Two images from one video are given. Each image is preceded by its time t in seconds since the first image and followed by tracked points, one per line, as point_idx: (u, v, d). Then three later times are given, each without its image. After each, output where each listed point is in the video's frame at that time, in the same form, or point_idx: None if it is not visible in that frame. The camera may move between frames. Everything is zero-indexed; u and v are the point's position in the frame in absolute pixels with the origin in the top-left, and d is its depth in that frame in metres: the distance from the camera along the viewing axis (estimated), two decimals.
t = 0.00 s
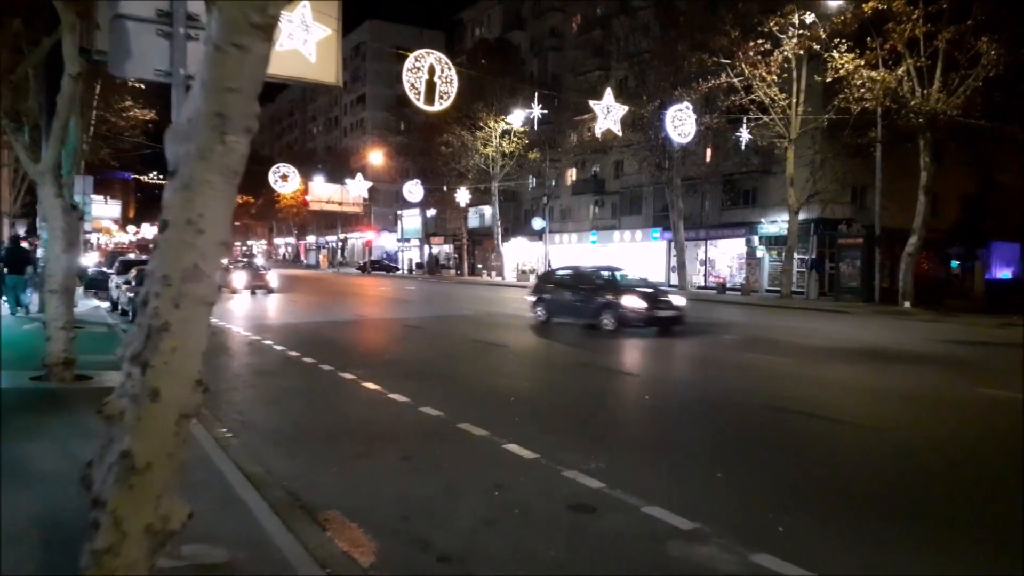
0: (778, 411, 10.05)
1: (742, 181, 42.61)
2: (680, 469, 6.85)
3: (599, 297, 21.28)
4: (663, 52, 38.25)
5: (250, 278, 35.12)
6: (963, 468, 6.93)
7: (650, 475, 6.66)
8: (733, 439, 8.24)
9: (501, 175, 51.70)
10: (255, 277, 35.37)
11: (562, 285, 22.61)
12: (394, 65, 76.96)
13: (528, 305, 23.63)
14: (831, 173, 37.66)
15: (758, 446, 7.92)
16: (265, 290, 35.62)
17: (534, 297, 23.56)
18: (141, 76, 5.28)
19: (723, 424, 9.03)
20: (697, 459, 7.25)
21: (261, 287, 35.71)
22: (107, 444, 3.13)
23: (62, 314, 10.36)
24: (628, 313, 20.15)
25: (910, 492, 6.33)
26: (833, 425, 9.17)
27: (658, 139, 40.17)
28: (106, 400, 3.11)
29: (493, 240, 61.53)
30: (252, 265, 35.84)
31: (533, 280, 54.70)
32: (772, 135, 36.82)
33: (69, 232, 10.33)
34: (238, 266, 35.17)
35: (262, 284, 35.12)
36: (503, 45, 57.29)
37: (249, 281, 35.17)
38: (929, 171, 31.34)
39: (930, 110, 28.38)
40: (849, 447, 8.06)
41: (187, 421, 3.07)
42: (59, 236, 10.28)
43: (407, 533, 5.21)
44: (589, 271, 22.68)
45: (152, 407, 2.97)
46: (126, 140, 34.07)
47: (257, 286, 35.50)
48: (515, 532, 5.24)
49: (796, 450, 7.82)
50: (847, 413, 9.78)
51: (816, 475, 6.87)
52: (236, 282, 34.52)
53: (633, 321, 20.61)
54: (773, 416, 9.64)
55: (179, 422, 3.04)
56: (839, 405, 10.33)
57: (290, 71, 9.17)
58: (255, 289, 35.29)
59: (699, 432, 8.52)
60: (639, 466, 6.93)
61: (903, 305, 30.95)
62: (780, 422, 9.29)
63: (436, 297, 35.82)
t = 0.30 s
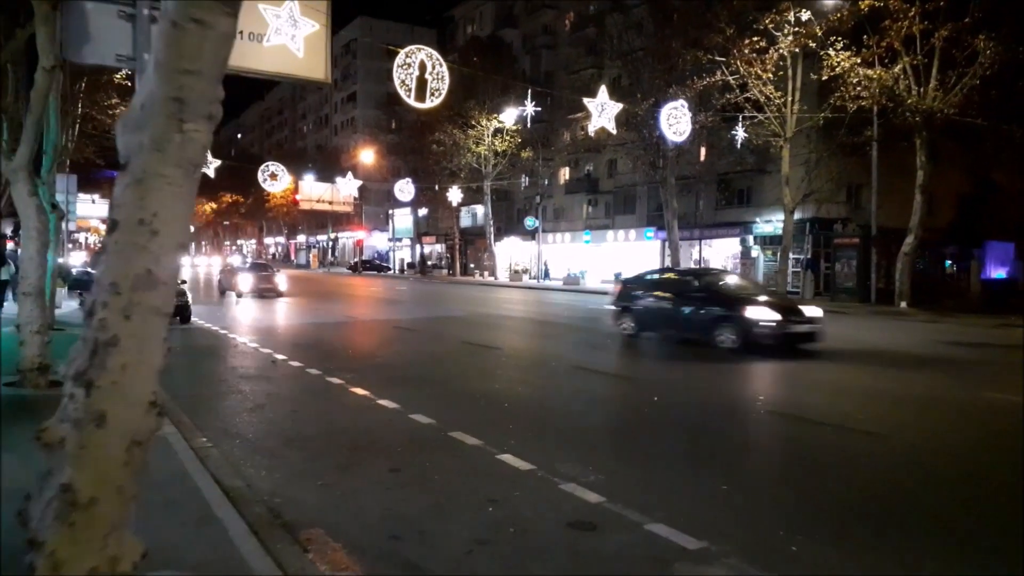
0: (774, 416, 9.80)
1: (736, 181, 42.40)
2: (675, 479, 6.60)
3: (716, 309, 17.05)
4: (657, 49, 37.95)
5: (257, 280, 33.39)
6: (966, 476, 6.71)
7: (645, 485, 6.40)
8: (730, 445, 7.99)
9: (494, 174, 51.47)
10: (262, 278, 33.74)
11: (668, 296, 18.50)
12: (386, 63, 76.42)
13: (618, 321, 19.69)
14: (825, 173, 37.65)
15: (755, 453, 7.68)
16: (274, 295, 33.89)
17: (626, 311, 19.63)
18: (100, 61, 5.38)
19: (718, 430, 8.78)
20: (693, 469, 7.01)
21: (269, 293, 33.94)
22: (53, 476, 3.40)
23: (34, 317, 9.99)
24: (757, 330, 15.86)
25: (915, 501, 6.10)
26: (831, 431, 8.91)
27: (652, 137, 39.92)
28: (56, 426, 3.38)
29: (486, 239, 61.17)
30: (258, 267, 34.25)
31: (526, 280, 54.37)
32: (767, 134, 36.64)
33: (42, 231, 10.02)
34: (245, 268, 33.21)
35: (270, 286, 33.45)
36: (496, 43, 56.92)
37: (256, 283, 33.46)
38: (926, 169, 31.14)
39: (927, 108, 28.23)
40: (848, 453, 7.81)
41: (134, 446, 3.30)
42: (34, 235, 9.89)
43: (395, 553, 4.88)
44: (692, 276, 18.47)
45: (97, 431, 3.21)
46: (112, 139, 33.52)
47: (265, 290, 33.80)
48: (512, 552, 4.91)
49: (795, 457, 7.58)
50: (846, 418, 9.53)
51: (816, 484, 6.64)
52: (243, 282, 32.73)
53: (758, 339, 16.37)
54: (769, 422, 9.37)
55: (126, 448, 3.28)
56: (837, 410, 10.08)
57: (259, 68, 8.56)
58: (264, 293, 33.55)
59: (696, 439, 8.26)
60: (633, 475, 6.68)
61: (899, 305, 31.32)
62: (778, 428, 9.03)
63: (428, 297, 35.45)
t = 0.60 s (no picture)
0: (775, 416, 9.51)
1: (736, 179, 42.13)
2: (672, 485, 6.34)
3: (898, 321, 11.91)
4: (656, 47, 37.68)
5: (273, 282, 30.87)
6: (973, 488, 6.44)
7: (644, 491, 6.13)
8: (730, 449, 7.72)
9: (492, 172, 51.28)
10: (278, 280, 31.28)
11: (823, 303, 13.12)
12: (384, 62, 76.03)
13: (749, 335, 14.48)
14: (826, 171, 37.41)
15: (759, 457, 7.38)
16: (292, 298, 31.46)
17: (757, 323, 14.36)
18: (58, 34, 5.23)
19: (719, 432, 8.50)
20: (692, 473, 6.74)
21: (287, 296, 31.49)
22: None
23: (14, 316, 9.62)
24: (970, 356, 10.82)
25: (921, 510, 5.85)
26: (836, 433, 8.61)
27: (652, 135, 39.62)
28: None
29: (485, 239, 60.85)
30: (274, 267, 31.77)
31: (525, 279, 54.06)
32: (767, 132, 36.38)
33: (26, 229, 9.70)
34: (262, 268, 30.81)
35: (287, 288, 31.00)
36: (494, 41, 56.60)
37: (272, 284, 30.97)
38: (928, 167, 30.86)
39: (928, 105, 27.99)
40: (849, 455, 7.59)
41: (76, 462, 3.17)
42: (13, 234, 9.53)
43: (387, 566, 4.58)
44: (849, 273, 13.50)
45: (32, 446, 3.06)
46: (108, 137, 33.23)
47: (282, 292, 31.38)
48: (512, 565, 4.60)
49: (796, 461, 7.31)
50: (849, 421, 9.23)
51: (818, 490, 6.38)
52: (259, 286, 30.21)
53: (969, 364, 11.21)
54: (769, 423, 9.09)
55: (68, 463, 3.14)
56: (839, 412, 9.79)
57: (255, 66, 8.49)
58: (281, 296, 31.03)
59: (694, 441, 8.00)
60: (633, 481, 6.41)
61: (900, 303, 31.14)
62: (780, 430, 8.72)
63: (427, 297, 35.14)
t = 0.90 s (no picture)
0: (785, 420, 9.19)
1: (738, 177, 41.80)
2: (683, 496, 6.03)
3: None
4: (658, 45, 37.36)
5: (296, 286, 28.30)
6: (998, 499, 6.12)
7: (657, 505, 5.80)
8: (742, 455, 7.40)
9: (492, 172, 51.04)
10: (302, 282, 28.72)
11: None
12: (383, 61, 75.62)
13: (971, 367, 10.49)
14: (830, 169, 37.09)
15: (771, 465, 7.08)
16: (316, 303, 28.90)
17: (986, 350, 10.26)
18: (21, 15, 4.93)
19: (729, 437, 8.18)
20: (704, 483, 6.42)
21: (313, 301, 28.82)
22: None
23: None
24: None
25: (945, 522, 5.55)
26: (850, 438, 8.27)
27: (654, 133, 39.30)
28: None
29: (485, 238, 60.52)
30: (296, 269, 29.21)
31: (525, 279, 53.73)
32: (770, 130, 36.04)
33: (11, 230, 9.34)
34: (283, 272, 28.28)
35: (312, 292, 28.44)
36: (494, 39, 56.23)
37: (295, 288, 28.40)
38: (933, 164, 30.51)
39: (934, 102, 27.68)
40: (862, 462, 7.26)
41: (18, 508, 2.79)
42: None
43: None
44: None
45: None
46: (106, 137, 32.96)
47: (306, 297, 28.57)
48: None
49: (811, 468, 6.99)
50: (861, 425, 8.91)
51: (836, 500, 6.07)
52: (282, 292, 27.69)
53: None
54: (781, 427, 8.75)
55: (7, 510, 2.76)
56: (851, 416, 9.46)
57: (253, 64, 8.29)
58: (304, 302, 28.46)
59: (705, 447, 7.67)
60: (643, 492, 6.07)
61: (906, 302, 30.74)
62: (792, 434, 8.39)
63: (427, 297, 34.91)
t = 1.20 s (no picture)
0: (800, 421, 8.94)
1: (741, 176, 41.52)
2: (700, 503, 5.79)
3: None
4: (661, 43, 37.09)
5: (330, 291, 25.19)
6: None
7: (679, 512, 5.55)
8: (760, 459, 7.14)
9: (494, 171, 50.83)
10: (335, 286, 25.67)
11: None
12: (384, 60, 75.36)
13: None
14: (833, 167, 36.84)
15: (786, 467, 6.85)
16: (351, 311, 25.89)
17: None
18: None
19: (745, 439, 7.93)
20: (722, 488, 6.19)
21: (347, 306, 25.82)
22: None
23: None
24: None
25: (976, 531, 5.30)
26: (865, 440, 8.03)
27: (657, 132, 39.03)
28: None
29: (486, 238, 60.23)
30: (328, 271, 26.12)
31: (526, 279, 53.44)
32: (773, 127, 35.76)
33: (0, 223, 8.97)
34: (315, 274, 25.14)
35: (347, 297, 25.39)
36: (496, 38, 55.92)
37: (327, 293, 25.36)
38: (939, 162, 30.24)
39: (941, 99, 27.43)
40: (879, 464, 7.03)
41: None
42: None
43: None
44: None
45: None
46: (106, 136, 32.75)
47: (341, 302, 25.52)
48: None
49: (829, 471, 6.76)
50: (879, 427, 8.64)
51: (858, 506, 5.82)
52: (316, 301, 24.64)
53: None
54: (795, 428, 8.50)
55: None
56: (868, 416, 9.21)
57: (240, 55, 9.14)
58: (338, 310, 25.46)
59: (722, 449, 7.43)
60: (662, 499, 5.82)
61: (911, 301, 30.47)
62: (809, 436, 8.12)
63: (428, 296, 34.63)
